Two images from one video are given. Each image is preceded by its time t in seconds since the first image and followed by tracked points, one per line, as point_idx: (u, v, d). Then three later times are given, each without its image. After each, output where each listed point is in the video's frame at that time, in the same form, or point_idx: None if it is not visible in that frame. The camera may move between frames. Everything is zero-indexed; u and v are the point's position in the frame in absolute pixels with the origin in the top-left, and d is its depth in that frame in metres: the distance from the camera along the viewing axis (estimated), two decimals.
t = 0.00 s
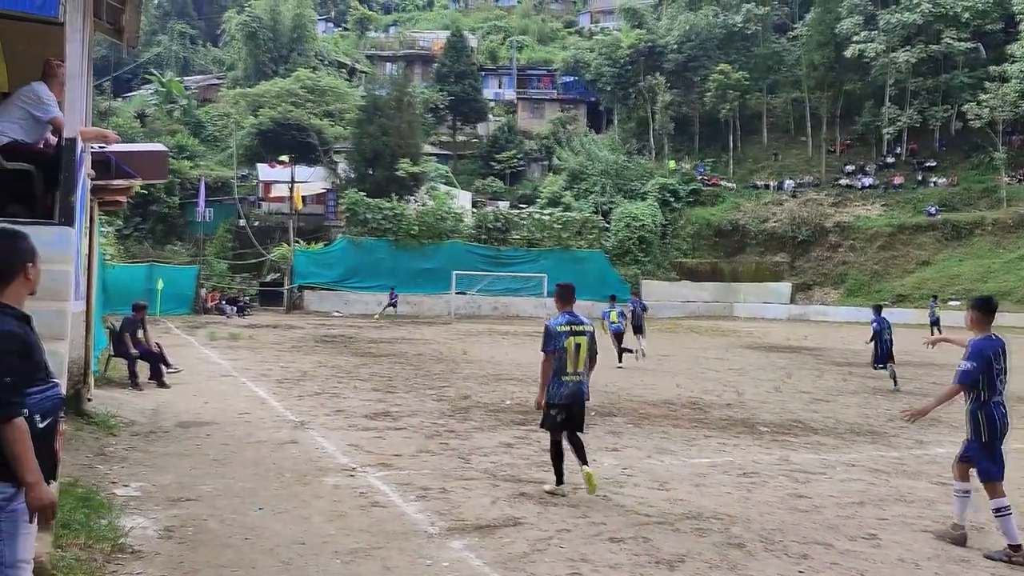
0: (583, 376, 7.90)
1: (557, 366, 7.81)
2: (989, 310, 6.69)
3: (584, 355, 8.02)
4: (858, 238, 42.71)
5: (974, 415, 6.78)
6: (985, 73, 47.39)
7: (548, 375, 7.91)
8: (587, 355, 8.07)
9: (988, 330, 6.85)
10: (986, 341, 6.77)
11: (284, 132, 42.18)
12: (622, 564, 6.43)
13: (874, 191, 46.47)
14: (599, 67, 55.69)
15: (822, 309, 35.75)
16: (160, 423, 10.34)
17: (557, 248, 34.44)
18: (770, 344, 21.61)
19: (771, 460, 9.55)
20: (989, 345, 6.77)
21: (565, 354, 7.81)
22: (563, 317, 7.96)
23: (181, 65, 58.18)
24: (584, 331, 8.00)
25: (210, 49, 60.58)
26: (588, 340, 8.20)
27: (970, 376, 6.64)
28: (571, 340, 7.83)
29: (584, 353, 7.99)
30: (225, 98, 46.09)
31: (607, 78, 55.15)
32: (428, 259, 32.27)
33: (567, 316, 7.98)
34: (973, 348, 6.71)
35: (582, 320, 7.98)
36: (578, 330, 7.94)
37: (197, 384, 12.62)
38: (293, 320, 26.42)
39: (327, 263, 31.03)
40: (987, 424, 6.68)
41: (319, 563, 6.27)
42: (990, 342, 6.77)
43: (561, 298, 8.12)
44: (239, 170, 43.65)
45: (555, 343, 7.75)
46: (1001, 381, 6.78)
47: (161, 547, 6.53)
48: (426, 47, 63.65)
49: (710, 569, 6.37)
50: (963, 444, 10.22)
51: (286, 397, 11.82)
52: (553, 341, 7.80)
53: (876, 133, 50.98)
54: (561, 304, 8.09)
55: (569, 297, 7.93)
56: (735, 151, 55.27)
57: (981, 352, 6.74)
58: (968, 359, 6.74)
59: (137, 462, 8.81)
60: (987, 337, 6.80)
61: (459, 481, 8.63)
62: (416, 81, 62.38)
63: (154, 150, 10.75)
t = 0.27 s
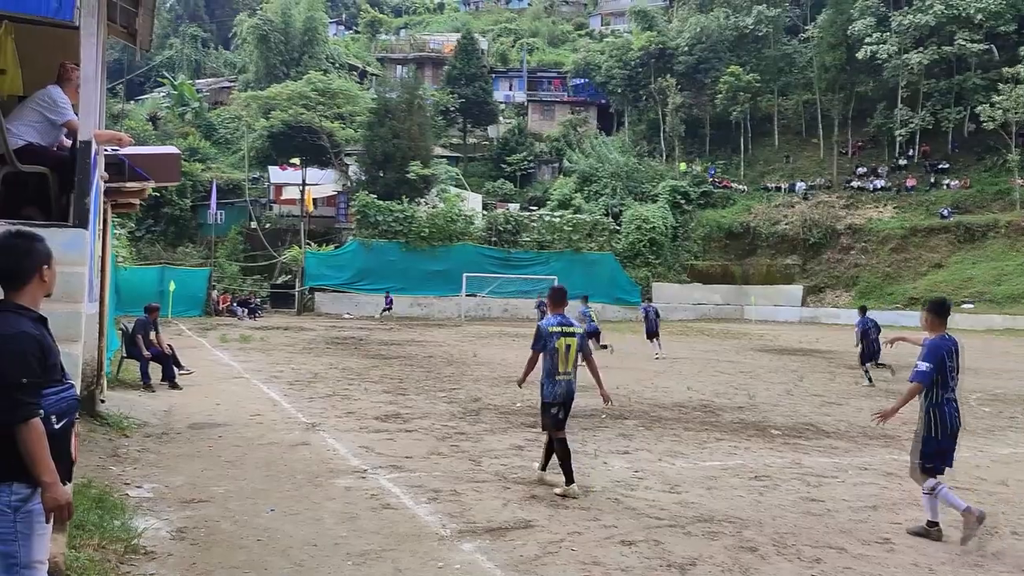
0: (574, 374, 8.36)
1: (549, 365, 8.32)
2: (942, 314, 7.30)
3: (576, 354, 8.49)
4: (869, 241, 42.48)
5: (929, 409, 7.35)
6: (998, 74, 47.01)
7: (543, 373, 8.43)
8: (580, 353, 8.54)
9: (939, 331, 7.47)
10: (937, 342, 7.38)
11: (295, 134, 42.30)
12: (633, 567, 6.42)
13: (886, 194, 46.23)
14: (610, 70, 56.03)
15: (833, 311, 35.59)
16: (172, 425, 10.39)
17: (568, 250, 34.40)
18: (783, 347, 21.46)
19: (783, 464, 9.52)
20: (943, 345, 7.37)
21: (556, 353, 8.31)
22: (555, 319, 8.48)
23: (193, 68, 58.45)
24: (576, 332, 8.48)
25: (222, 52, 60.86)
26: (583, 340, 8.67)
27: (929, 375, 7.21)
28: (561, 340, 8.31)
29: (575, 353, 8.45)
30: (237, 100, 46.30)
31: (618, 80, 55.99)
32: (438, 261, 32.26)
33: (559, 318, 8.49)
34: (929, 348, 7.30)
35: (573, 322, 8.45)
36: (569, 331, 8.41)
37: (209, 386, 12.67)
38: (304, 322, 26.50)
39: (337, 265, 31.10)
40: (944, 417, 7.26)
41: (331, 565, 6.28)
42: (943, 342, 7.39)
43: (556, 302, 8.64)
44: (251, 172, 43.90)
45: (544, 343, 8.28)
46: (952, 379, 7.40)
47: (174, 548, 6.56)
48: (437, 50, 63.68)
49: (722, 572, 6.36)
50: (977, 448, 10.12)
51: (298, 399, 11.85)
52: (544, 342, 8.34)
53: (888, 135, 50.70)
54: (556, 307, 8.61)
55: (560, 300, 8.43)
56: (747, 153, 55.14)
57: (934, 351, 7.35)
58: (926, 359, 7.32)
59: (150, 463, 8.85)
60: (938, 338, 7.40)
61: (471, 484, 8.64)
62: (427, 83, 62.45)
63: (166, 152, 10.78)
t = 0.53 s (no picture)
0: (559, 372, 8.50)
1: (535, 362, 8.46)
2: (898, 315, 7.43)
3: (562, 354, 8.66)
4: (876, 243, 42.34)
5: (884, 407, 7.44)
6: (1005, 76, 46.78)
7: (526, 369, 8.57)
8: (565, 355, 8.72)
9: (889, 331, 7.61)
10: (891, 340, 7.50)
11: (301, 137, 42.30)
12: (640, 570, 6.40)
13: (892, 195, 46.10)
14: (615, 72, 56.44)
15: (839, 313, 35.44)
16: (178, 427, 10.41)
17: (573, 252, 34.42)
18: (788, 350, 21.39)
19: (790, 466, 9.48)
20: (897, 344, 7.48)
21: (544, 349, 8.46)
22: (545, 318, 8.67)
23: (199, 70, 58.64)
24: (563, 333, 8.67)
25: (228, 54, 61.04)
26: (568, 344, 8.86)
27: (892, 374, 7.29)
28: (550, 338, 8.48)
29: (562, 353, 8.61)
30: (243, 103, 46.47)
31: (624, 82, 55.99)
32: (444, 264, 32.35)
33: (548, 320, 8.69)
34: (888, 346, 7.39)
35: (562, 322, 8.65)
36: (557, 331, 8.61)
37: (215, 389, 12.68)
38: (310, 324, 26.53)
39: (343, 267, 31.11)
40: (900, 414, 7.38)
41: (337, 568, 6.28)
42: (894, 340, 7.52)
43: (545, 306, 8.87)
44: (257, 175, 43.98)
45: (534, 338, 8.43)
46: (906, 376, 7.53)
47: (180, 550, 6.58)
48: (442, 52, 63.78)
49: None
50: (985, 451, 10.05)
51: (304, 401, 11.86)
52: (533, 339, 8.50)
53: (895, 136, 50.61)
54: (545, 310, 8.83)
55: (552, 301, 8.63)
56: (753, 155, 55.06)
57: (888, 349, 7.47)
58: (885, 358, 7.40)
59: (156, 466, 8.86)
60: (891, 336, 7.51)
61: (476, 486, 8.63)
62: (432, 86, 62.54)
63: (173, 155, 10.81)
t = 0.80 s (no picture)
0: (545, 372, 8.64)
1: (522, 364, 8.56)
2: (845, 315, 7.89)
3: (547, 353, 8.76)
4: (878, 245, 42.26)
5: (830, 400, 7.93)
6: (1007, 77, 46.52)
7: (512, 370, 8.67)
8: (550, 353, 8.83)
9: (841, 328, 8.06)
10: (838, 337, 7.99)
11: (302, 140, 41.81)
12: (641, 573, 6.39)
13: (894, 198, 46.04)
14: (617, 74, 56.43)
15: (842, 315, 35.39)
16: (180, 431, 10.42)
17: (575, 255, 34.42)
18: (791, 352, 21.36)
19: (792, 469, 9.46)
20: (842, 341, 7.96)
21: (529, 352, 8.54)
22: (528, 320, 8.70)
23: (201, 74, 58.76)
24: (547, 333, 8.72)
25: (230, 58, 61.17)
26: (550, 340, 8.95)
27: (837, 369, 7.76)
28: (535, 341, 8.55)
29: (547, 352, 8.71)
30: (245, 106, 46.54)
31: (625, 85, 55.97)
32: (446, 267, 32.42)
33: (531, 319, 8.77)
34: (832, 343, 7.86)
35: (546, 323, 8.70)
36: (542, 332, 8.66)
37: (217, 392, 12.69)
38: (312, 328, 26.54)
39: (345, 270, 31.09)
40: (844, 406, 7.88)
41: (337, 571, 6.28)
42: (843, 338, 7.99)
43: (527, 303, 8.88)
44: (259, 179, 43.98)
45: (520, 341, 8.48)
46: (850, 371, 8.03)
47: (181, 554, 6.58)
48: (444, 55, 63.87)
49: None
50: (987, 452, 10.02)
51: (306, 405, 11.86)
52: (518, 342, 8.54)
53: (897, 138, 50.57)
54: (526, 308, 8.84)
55: (532, 302, 8.64)
56: (755, 157, 55.06)
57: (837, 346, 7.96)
58: (831, 354, 7.86)
59: (158, 469, 8.87)
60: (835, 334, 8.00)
61: (478, 489, 8.62)
62: (434, 89, 62.60)
63: (174, 158, 10.83)
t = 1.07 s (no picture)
0: (525, 369, 9.12)
1: (502, 362, 9.04)
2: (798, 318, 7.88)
3: (526, 350, 9.21)
4: (878, 246, 42.22)
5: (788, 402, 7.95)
6: (1006, 78, 46.25)
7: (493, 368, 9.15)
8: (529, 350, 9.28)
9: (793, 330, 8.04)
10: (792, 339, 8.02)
11: (303, 143, 42.20)
12: None
13: (894, 198, 46.00)
14: (616, 76, 56.10)
15: (842, 316, 35.35)
16: (180, 434, 10.41)
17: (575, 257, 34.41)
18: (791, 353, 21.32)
19: (792, 470, 9.46)
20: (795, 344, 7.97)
21: (508, 351, 8.99)
22: (507, 319, 9.14)
23: (201, 77, 58.79)
24: (526, 331, 9.18)
25: (229, 61, 61.23)
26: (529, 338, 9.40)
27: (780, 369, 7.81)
28: (513, 340, 9.00)
29: (526, 350, 9.17)
30: (244, 109, 46.55)
31: (624, 87, 55.95)
32: (446, 269, 32.37)
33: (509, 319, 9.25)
34: (778, 345, 7.92)
35: (524, 322, 9.13)
36: (520, 330, 9.11)
37: (217, 395, 12.68)
38: (312, 331, 26.51)
39: (344, 273, 31.16)
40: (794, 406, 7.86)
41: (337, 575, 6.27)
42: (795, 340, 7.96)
43: (505, 304, 9.33)
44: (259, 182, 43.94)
45: (498, 341, 8.96)
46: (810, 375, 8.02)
47: (181, 558, 6.57)
48: (444, 58, 63.90)
49: None
50: (988, 453, 10.00)
51: (306, 408, 11.85)
52: (497, 342, 9.01)
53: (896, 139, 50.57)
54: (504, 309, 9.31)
55: (510, 303, 9.10)
56: (754, 159, 55.07)
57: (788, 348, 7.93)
58: (779, 356, 7.90)
59: (158, 473, 8.86)
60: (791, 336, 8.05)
61: (479, 492, 8.61)
62: (433, 91, 62.62)
63: (174, 162, 10.86)
